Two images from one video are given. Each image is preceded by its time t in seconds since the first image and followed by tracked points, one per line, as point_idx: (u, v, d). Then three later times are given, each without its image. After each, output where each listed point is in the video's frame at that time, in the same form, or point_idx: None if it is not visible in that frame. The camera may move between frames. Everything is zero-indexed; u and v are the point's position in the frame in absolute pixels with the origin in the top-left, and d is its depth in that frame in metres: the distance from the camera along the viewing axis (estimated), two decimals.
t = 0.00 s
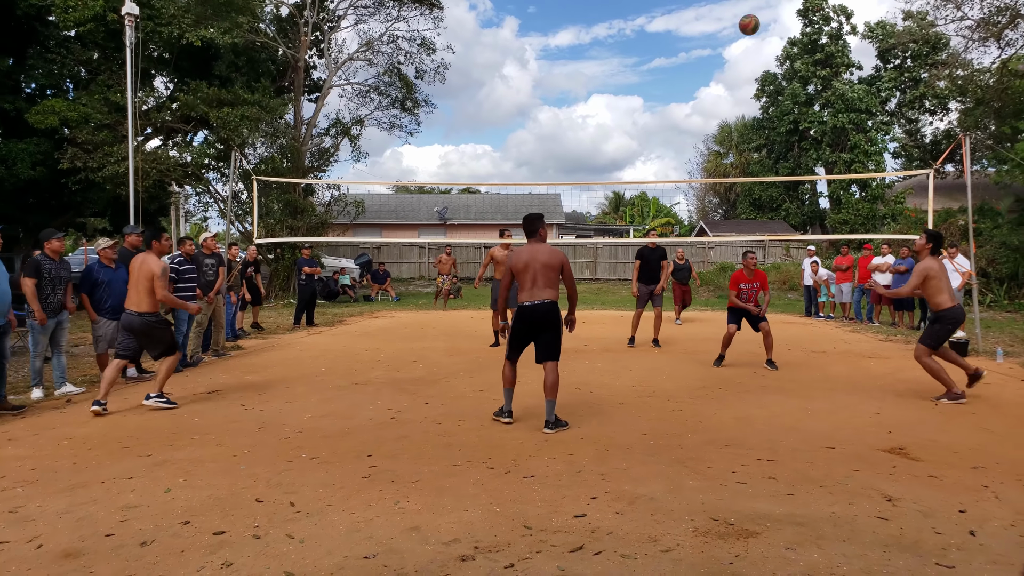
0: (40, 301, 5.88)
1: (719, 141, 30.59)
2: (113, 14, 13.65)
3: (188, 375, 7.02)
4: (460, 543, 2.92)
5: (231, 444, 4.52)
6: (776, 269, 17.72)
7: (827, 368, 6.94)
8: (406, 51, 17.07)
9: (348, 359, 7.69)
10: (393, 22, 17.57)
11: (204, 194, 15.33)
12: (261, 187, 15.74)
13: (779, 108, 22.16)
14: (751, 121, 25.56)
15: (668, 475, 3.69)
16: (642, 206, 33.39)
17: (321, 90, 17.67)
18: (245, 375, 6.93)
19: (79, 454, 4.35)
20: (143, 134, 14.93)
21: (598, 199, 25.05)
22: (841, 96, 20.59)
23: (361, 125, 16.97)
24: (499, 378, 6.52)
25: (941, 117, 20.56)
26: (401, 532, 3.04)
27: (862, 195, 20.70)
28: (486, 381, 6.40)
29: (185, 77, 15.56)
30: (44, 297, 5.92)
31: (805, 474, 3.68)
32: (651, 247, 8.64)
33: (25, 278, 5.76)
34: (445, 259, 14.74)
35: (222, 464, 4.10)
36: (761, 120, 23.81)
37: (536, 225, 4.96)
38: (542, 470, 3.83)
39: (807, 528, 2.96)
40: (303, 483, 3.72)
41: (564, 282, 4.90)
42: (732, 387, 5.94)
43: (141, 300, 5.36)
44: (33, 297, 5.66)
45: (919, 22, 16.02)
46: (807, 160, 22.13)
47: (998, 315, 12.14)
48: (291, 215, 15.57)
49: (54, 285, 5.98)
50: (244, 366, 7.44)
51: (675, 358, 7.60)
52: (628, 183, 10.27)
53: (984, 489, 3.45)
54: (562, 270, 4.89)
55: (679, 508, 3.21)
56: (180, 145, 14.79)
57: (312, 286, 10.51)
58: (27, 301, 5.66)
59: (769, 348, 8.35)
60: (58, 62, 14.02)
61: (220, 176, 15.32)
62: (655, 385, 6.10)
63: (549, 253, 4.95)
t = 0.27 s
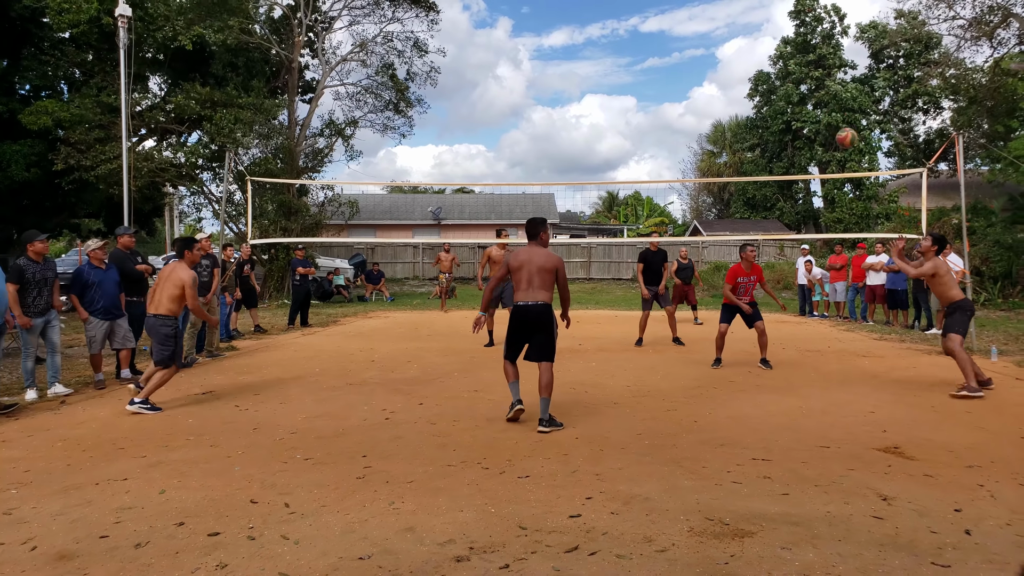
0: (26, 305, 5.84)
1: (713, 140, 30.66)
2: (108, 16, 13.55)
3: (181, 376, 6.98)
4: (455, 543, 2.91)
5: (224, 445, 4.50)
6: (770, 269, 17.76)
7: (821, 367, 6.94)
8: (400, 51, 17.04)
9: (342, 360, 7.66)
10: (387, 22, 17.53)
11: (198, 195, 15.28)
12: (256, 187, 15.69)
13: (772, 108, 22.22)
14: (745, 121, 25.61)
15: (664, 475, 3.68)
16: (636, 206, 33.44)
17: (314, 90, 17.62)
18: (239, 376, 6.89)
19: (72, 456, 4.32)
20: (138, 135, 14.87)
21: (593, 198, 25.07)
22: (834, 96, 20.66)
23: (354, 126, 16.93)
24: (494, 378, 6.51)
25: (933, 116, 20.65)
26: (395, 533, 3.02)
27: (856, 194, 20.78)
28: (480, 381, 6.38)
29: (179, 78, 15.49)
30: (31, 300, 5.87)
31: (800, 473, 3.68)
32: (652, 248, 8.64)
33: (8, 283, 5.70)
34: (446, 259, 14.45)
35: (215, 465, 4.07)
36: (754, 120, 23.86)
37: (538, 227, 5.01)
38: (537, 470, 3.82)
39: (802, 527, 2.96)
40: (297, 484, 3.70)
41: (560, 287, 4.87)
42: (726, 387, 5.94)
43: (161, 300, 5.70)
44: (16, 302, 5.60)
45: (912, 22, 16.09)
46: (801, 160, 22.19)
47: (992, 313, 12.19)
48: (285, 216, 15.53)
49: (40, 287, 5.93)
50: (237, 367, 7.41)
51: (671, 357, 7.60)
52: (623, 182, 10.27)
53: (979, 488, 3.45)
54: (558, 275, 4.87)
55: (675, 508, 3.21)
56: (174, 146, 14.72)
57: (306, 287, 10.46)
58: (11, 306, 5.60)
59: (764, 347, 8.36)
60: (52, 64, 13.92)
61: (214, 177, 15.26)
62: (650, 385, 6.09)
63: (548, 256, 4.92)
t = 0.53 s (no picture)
0: (24, 308, 5.83)
1: (713, 143, 30.69)
2: (109, 19, 13.56)
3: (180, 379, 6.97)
4: (454, 547, 2.90)
5: (223, 448, 4.49)
6: (769, 272, 17.75)
7: (821, 370, 6.94)
8: (400, 55, 17.05)
9: (341, 363, 7.65)
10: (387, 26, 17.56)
11: (197, 198, 15.29)
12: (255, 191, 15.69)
13: (772, 111, 22.23)
14: (744, 124, 25.63)
15: (664, 478, 3.67)
16: (636, 210, 33.46)
17: (314, 94, 17.64)
18: (238, 379, 6.89)
19: (71, 458, 4.31)
20: (138, 138, 14.88)
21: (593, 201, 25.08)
22: (834, 99, 20.69)
23: (354, 129, 16.94)
24: (493, 381, 6.50)
25: (933, 120, 20.67)
26: (394, 536, 3.01)
27: (855, 197, 20.79)
28: (480, 384, 6.37)
29: (179, 81, 15.51)
30: (29, 303, 5.86)
31: (800, 477, 3.67)
32: (661, 251, 8.65)
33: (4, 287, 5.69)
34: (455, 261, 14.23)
35: (214, 467, 4.06)
36: (754, 123, 23.87)
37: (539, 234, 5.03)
38: (536, 473, 3.81)
39: (802, 531, 2.95)
40: (296, 487, 3.69)
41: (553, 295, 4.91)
42: (726, 390, 5.93)
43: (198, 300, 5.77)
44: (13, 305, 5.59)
45: (911, 25, 16.13)
46: (800, 162, 22.20)
47: (991, 317, 12.18)
48: (285, 219, 15.54)
49: (37, 290, 5.92)
50: (236, 370, 7.39)
51: (670, 360, 7.59)
52: (622, 185, 10.29)
53: (979, 493, 3.44)
54: (552, 283, 4.92)
55: (674, 512, 3.20)
56: (174, 149, 14.73)
57: (306, 290, 10.46)
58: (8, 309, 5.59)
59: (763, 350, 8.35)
60: (53, 67, 13.93)
61: (213, 180, 15.27)
62: (649, 388, 6.08)
63: (545, 265, 5.00)
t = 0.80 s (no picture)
0: (30, 314, 5.84)
1: (714, 146, 30.69)
2: (114, 27, 13.64)
3: (183, 384, 6.98)
4: (458, 552, 2.89)
5: (227, 453, 4.49)
6: (772, 274, 17.72)
7: (825, 373, 6.92)
8: (401, 60, 17.11)
9: (345, 368, 7.65)
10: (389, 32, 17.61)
11: (200, 204, 15.34)
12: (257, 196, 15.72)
13: (773, 113, 22.22)
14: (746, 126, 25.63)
15: (668, 482, 3.66)
16: (638, 213, 33.46)
17: (316, 99, 17.70)
18: (242, 384, 6.89)
19: (77, 464, 4.32)
20: (141, 144, 14.94)
21: (595, 204, 25.08)
22: (836, 100, 20.68)
23: (356, 134, 16.99)
24: (496, 385, 6.49)
25: (935, 121, 20.63)
26: (399, 541, 3.01)
27: (858, 199, 20.76)
28: (483, 388, 6.36)
29: (182, 88, 15.58)
30: (34, 309, 5.87)
31: (805, 480, 3.66)
32: (662, 260, 8.66)
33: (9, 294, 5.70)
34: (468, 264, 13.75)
35: (218, 473, 4.07)
36: (755, 125, 23.85)
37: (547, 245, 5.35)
38: (540, 478, 3.80)
39: (807, 534, 2.94)
40: (300, 493, 3.69)
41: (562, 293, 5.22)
42: (730, 393, 5.92)
43: (248, 304, 6.31)
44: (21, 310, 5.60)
45: (912, 26, 16.11)
46: (802, 164, 22.17)
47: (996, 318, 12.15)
48: (288, 224, 15.58)
49: (41, 296, 5.92)
50: (239, 375, 7.40)
51: (674, 363, 7.58)
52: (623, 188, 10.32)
53: (985, 495, 3.43)
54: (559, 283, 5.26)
55: (679, 515, 3.19)
56: (177, 155, 14.78)
57: (308, 295, 10.48)
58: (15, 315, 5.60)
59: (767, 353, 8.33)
60: (56, 75, 14.00)
61: (216, 186, 15.32)
62: (653, 391, 6.07)
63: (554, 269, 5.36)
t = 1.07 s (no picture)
0: (39, 317, 5.89)
1: (719, 150, 30.68)
2: (121, 32, 13.73)
3: (189, 387, 7.00)
4: (462, 555, 2.89)
5: (231, 456, 4.50)
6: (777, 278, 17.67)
7: (830, 377, 6.90)
8: (407, 64, 17.18)
9: (349, 371, 7.66)
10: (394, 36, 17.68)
11: (206, 207, 15.42)
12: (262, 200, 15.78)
13: (778, 117, 22.19)
14: (750, 130, 25.62)
15: (673, 486, 3.66)
16: (643, 217, 33.44)
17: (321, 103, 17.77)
18: (246, 387, 6.91)
19: (82, 467, 4.34)
20: (147, 148, 15.03)
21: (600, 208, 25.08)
22: (841, 104, 20.66)
23: (360, 138, 17.05)
24: (501, 388, 6.50)
25: (941, 125, 20.58)
26: (403, 545, 3.01)
27: (863, 203, 20.71)
28: (487, 392, 6.37)
29: (188, 92, 15.67)
30: (43, 312, 5.93)
31: (810, 485, 3.65)
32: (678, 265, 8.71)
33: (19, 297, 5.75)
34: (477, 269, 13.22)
35: (223, 476, 4.08)
36: (760, 129, 23.82)
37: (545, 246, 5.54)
38: (544, 481, 3.80)
39: (812, 539, 2.93)
40: (304, 496, 3.70)
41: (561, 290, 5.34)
42: (735, 398, 5.91)
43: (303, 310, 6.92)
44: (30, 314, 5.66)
45: (918, 30, 16.08)
46: (807, 168, 22.14)
47: (1002, 323, 12.09)
48: (292, 228, 15.63)
49: (50, 299, 5.98)
50: (244, 378, 7.43)
51: (678, 367, 7.57)
52: (627, 192, 10.30)
53: (991, 500, 3.41)
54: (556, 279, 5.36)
55: (683, 520, 3.18)
56: (183, 159, 14.86)
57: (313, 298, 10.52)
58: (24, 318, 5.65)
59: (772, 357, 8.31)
60: (63, 79, 14.09)
61: (221, 189, 15.40)
62: (657, 395, 6.06)
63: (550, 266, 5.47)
